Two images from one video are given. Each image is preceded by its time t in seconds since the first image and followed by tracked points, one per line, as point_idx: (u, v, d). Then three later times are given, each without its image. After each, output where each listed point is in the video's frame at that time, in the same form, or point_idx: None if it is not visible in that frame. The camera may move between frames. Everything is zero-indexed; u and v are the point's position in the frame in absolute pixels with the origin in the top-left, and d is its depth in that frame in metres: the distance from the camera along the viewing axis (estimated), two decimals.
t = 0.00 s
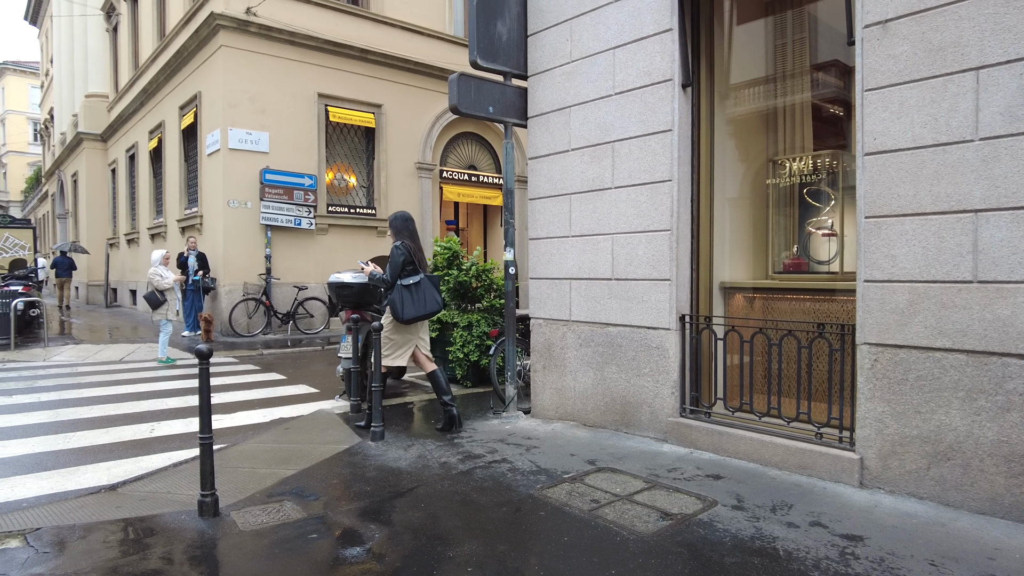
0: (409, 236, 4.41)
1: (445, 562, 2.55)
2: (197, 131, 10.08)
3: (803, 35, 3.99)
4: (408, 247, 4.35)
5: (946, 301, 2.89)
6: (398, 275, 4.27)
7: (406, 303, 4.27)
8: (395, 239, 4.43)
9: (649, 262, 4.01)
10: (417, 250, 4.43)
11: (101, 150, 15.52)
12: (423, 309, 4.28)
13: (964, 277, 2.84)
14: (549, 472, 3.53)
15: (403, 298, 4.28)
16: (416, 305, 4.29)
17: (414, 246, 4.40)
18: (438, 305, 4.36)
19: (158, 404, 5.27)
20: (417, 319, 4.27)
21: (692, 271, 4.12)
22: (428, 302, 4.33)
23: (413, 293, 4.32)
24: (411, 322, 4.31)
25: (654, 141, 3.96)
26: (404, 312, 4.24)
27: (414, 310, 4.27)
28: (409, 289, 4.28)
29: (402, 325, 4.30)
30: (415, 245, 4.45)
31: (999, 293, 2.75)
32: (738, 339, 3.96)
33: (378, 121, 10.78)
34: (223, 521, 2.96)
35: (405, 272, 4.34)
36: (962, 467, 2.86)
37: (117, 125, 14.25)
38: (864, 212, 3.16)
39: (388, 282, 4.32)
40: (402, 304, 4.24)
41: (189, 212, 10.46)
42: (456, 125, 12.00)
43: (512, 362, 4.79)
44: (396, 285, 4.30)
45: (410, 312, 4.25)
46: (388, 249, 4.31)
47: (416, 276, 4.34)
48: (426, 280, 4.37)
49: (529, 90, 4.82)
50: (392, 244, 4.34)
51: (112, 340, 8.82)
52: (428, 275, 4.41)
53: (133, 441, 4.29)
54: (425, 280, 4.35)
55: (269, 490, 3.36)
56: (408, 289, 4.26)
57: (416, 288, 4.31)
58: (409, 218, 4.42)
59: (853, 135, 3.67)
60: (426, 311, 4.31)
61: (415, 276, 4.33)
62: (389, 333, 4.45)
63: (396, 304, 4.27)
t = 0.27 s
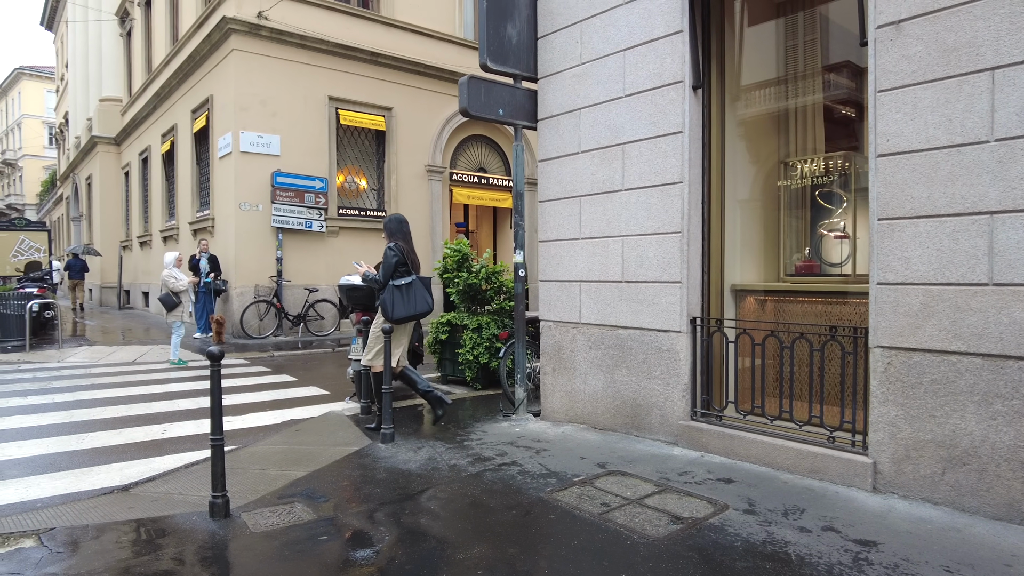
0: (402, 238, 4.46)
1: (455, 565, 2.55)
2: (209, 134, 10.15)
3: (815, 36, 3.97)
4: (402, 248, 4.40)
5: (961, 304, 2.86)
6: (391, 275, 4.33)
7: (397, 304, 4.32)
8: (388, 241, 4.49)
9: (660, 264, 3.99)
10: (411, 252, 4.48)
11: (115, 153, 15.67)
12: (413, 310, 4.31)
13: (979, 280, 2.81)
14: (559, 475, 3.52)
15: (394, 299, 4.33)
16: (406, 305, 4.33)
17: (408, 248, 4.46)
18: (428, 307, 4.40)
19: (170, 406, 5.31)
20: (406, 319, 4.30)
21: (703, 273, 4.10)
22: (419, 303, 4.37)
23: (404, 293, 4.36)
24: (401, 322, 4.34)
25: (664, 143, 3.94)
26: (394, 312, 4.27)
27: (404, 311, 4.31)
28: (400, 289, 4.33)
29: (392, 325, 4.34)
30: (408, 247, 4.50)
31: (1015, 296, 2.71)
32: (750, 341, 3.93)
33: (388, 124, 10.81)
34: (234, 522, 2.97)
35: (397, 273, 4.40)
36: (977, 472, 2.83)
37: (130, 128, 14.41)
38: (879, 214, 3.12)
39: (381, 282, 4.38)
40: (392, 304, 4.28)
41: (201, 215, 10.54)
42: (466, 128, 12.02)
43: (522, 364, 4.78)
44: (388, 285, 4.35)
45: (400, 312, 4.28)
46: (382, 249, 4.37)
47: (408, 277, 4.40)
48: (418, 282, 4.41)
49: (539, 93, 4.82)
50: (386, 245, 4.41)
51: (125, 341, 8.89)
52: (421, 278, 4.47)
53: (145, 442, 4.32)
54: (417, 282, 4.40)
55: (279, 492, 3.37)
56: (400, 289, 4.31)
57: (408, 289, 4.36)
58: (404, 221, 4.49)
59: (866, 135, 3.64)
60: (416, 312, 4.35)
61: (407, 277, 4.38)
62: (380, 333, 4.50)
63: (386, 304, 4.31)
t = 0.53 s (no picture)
0: (399, 237, 4.52)
1: (464, 567, 2.55)
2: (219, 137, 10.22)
3: (825, 38, 3.94)
4: (397, 246, 4.45)
5: (974, 306, 2.83)
6: (385, 273, 4.39)
7: (391, 300, 4.37)
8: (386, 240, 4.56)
9: (669, 266, 3.98)
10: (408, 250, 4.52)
11: (127, 156, 15.80)
12: (407, 306, 4.34)
13: (993, 282, 2.78)
14: (568, 478, 3.51)
15: (389, 296, 4.39)
16: (400, 302, 4.37)
17: (403, 246, 4.50)
18: (422, 303, 4.41)
19: (181, 407, 5.34)
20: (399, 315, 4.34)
21: (713, 275, 4.08)
22: (412, 299, 4.39)
23: (399, 290, 4.40)
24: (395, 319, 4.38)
25: (674, 145, 3.93)
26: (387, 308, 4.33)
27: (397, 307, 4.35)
28: (395, 286, 4.38)
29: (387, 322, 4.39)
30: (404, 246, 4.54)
31: None
32: (760, 343, 3.91)
33: (397, 126, 10.85)
34: (244, 523, 2.98)
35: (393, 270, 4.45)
36: (991, 476, 2.80)
37: (141, 132, 14.53)
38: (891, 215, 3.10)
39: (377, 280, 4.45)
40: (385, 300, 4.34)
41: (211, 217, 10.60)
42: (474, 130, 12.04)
43: (531, 366, 4.77)
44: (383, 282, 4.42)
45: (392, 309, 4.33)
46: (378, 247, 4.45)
47: (404, 274, 4.44)
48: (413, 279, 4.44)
49: (548, 95, 4.82)
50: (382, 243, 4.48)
51: (136, 343, 8.96)
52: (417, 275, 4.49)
53: (156, 443, 4.34)
54: (411, 278, 4.43)
55: (289, 493, 3.38)
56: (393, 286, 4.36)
57: (402, 286, 4.41)
58: (400, 219, 4.55)
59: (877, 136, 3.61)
60: (409, 309, 4.37)
61: (402, 274, 4.42)
62: (377, 333, 4.55)
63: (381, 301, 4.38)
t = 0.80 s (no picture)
0: (394, 239, 4.49)
1: (472, 570, 2.55)
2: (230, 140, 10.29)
3: (835, 38, 3.92)
4: (392, 248, 4.44)
5: (988, 308, 2.80)
6: (380, 274, 4.39)
7: (385, 300, 4.37)
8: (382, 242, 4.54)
9: (678, 268, 3.96)
10: (404, 252, 4.50)
11: (138, 159, 15.93)
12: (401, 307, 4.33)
13: (1007, 285, 2.75)
14: (577, 480, 3.50)
15: (383, 297, 4.39)
16: (394, 302, 4.37)
17: (398, 247, 4.48)
18: (417, 303, 4.40)
19: (191, 408, 5.37)
20: (394, 315, 4.35)
21: (723, 277, 4.06)
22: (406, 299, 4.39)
23: (393, 291, 4.40)
24: (391, 319, 4.39)
25: (683, 146, 3.92)
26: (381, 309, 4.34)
27: (392, 307, 4.36)
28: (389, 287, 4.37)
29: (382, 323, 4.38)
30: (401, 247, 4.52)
31: None
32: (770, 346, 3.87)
33: (406, 129, 10.88)
34: (254, 524, 2.99)
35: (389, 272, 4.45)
36: (1006, 481, 2.76)
37: (153, 135, 14.64)
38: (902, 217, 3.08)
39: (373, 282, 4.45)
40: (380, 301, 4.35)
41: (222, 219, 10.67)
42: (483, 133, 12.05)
43: (539, 368, 4.77)
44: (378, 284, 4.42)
45: (387, 309, 4.34)
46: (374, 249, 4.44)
47: (399, 275, 4.43)
48: (408, 280, 4.43)
49: (557, 97, 4.82)
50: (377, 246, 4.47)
51: (147, 344, 9.02)
52: (412, 275, 4.48)
53: (166, 444, 4.37)
54: (405, 279, 4.41)
55: (298, 495, 3.39)
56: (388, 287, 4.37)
57: (396, 287, 4.40)
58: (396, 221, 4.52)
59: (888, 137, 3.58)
60: (402, 309, 4.37)
61: (397, 276, 4.42)
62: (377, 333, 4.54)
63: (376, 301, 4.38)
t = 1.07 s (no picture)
0: (391, 246, 4.51)
1: (482, 572, 2.54)
2: (239, 142, 10.35)
3: (845, 39, 3.90)
4: (388, 254, 4.47)
5: (1002, 311, 2.77)
6: (375, 281, 4.42)
7: (380, 307, 4.38)
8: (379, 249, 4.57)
9: (688, 270, 3.95)
10: (401, 259, 4.52)
11: (150, 162, 16.05)
12: (395, 314, 4.35)
13: (1022, 287, 2.72)
14: (586, 483, 3.49)
15: (378, 303, 4.42)
16: (388, 308, 4.38)
17: (394, 253, 4.50)
18: (411, 310, 4.39)
19: (201, 409, 5.40)
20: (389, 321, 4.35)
21: (732, 279, 4.05)
22: (400, 306, 4.38)
23: (388, 297, 4.41)
24: (386, 325, 4.39)
25: (692, 148, 3.91)
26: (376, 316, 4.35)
27: (386, 314, 4.37)
28: (385, 293, 4.40)
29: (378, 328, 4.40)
30: (397, 253, 4.54)
31: None
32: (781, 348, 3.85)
33: (415, 131, 10.91)
34: (264, 525, 3.01)
35: (385, 278, 4.47)
36: (1021, 485, 2.73)
37: (164, 138, 14.75)
38: (914, 219, 3.06)
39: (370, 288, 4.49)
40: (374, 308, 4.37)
41: (232, 221, 10.73)
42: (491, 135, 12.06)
43: (548, 371, 4.76)
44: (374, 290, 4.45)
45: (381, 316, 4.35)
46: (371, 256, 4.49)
47: (394, 282, 4.45)
48: (403, 286, 4.44)
49: (566, 99, 4.82)
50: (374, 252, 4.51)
51: (158, 346, 9.09)
52: (407, 282, 4.48)
53: (177, 445, 4.40)
54: (400, 286, 4.43)
55: (307, 496, 3.40)
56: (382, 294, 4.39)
57: (391, 293, 4.41)
58: (393, 227, 4.53)
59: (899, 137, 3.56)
60: (396, 315, 4.37)
61: (392, 282, 4.43)
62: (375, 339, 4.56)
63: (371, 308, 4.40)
